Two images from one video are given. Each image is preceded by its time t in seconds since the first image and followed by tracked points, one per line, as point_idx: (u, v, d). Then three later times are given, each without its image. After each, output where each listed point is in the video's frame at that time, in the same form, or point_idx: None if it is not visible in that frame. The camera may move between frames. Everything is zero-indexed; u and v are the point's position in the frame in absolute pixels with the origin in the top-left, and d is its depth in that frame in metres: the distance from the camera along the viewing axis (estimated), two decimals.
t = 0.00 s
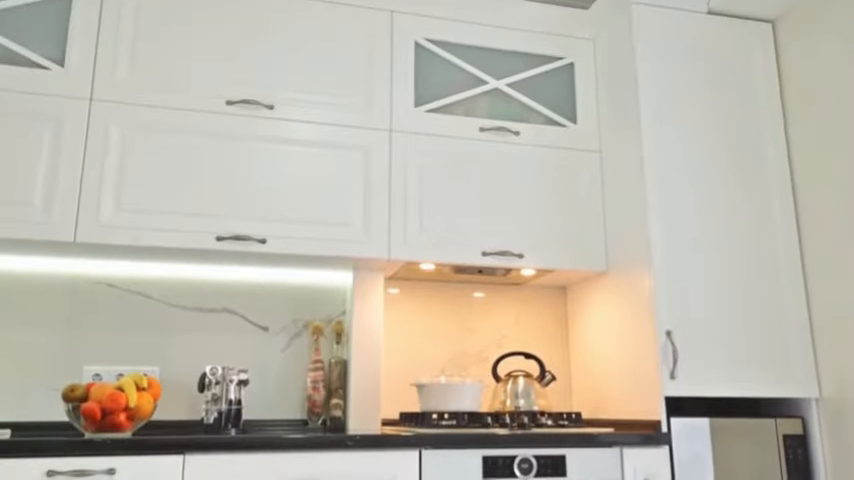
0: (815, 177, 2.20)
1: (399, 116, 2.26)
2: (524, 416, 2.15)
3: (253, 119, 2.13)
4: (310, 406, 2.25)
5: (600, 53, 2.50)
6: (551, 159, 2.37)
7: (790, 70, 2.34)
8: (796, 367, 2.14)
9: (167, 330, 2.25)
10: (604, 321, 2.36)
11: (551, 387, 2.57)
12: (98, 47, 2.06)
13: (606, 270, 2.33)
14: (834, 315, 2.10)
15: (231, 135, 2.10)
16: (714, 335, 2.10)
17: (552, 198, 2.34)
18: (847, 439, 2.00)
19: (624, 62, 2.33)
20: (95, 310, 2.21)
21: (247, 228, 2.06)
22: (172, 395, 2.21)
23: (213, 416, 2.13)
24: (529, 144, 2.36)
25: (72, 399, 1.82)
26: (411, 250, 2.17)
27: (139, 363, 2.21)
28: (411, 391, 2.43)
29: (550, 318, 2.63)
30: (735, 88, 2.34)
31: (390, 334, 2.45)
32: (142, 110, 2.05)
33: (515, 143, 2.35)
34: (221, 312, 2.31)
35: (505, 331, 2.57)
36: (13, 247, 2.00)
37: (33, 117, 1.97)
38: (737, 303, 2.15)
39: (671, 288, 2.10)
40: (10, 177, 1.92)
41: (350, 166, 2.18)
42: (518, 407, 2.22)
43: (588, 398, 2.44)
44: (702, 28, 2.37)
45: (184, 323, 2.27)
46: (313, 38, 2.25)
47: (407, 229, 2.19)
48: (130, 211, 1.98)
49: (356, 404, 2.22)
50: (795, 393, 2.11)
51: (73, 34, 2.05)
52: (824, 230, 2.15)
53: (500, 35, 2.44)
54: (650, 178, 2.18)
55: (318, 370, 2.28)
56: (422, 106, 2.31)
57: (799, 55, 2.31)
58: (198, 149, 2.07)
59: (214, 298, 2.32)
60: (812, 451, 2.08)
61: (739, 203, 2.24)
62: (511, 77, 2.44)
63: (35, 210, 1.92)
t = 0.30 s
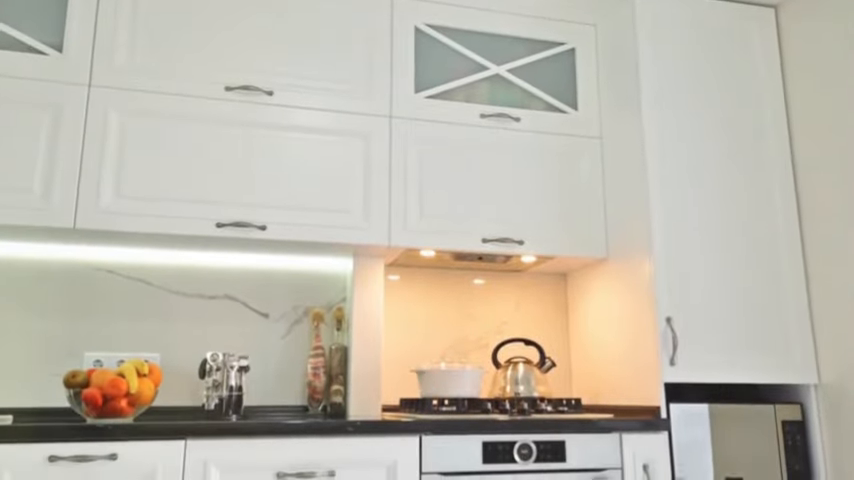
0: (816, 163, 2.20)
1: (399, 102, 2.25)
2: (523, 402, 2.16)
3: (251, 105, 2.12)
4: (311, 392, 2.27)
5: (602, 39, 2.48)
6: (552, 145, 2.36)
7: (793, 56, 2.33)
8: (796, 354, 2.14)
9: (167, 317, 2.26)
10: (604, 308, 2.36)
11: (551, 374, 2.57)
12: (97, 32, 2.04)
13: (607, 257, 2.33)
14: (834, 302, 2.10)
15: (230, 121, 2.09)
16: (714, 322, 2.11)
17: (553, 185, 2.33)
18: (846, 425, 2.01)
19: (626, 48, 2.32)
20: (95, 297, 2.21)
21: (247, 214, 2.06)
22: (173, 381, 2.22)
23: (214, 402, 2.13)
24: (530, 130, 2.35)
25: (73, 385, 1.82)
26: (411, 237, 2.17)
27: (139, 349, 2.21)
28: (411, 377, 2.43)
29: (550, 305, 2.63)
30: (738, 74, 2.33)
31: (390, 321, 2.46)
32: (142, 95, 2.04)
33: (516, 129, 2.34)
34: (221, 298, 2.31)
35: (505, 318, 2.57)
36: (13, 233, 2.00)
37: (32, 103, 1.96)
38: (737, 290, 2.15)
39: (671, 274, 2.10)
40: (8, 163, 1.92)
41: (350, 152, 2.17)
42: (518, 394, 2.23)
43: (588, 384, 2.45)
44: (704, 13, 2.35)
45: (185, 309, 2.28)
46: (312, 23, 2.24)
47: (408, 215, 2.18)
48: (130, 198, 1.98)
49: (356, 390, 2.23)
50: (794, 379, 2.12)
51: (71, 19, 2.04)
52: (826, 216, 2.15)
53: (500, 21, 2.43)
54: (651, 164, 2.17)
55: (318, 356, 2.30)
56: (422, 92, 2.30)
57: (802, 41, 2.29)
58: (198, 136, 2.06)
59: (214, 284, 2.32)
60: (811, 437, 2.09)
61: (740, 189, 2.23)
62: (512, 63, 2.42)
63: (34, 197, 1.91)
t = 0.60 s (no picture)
0: (817, 150, 2.19)
1: (399, 88, 2.24)
2: (523, 389, 2.17)
3: (251, 91, 2.11)
4: (312, 379, 2.28)
5: (604, 25, 2.47)
6: (552, 132, 2.35)
7: (796, 42, 2.32)
8: (795, 340, 2.15)
9: (168, 304, 2.26)
10: (604, 295, 2.36)
11: (551, 361, 2.58)
12: (95, 17, 2.03)
13: (607, 245, 2.33)
14: (834, 289, 2.10)
15: (229, 107, 2.09)
16: (714, 309, 2.11)
17: (554, 172, 2.33)
18: (843, 412, 2.02)
19: (627, 34, 2.30)
20: (96, 284, 2.21)
21: (247, 201, 2.05)
22: (174, 368, 2.22)
23: (215, 388, 2.14)
24: (530, 117, 2.34)
25: (74, 371, 1.82)
26: (412, 224, 2.17)
27: (140, 336, 2.22)
28: (411, 364, 2.44)
29: (551, 292, 2.63)
30: (740, 61, 2.32)
31: (390, 308, 2.46)
32: (141, 81, 2.03)
33: (516, 116, 2.33)
34: (221, 285, 2.32)
35: (505, 305, 2.58)
36: (13, 220, 2.00)
37: (30, 89, 1.95)
38: (737, 278, 2.15)
39: (672, 261, 2.10)
40: (7, 150, 1.91)
41: (350, 139, 2.17)
42: (518, 380, 2.24)
43: (588, 371, 2.46)
44: None
45: (185, 296, 2.28)
46: (312, 9, 2.22)
47: (408, 202, 2.18)
48: (129, 185, 1.97)
49: (357, 377, 2.24)
50: (793, 365, 2.12)
51: (69, 4, 2.02)
52: (827, 203, 2.14)
53: (501, 7, 2.41)
54: (652, 151, 2.16)
55: (319, 343, 2.30)
56: (423, 79, 2.29)
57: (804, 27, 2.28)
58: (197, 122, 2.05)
59: (215, 271, 2.32)
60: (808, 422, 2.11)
61: (741, 177, 2.23)
62: (513, 50, 2.41)
63: (34, 184, 1.91)
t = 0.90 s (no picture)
0: (819, 138, 2.18)
1: (399, 75, 2.22)
2: (523, 376, 2.17)
3: (250, 78, 2.10)
4: (312, 366, 2.28)
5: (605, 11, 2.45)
6: (553, 119, 2.34)
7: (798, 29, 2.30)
8: (795, 328, 2.15)
9: (168, 292, 2.26)
10: (604, 282, 2.36)
11: (551, 348, 2.59)
12: (93, 3, 2.01)
13: (607, 233, 2.33)
14: (835, 277, 2.09)
15: (229, 94, 2.08)
16: (714, 296, 2.11)
17: (554, 159, 2.32)
18: (842, 399, 2.03)
19: (628, 20, 2.29)
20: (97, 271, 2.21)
21: (247, 189, 2.05)
22: (175, 355, 2.23)
23: (216, 376, 2.15)
24: (531, 104, 2.33)
25: (75, 359, 1.83)
26: (412, 212, 2.17)
27: (141, 323, 2.22)
28: (411, 351, 2.44)
29: (551, 279, 2.63)
30: (741, 48, 2.31)
31: (390, 295, 2.46)
32: (140, 68, 2.02)
33: (517, 103, 2.32)
34: (222, 273, 2.32)
35: (505, 292, 2.58)
36: (13, 207, 2.00)
37: (29, 76, 1.94)
38: (737, 265, 2.15)
39: (672, 249, 2.10)
40: (6, 137, 1.90)
41: (350, 127, 2.16)
42: (518, 368, 2.24)
43: (588, 358, 2.46)
44: None
45: (185, 284, 2.28)
46: None
47: (408, 190, 2.17)
48: (129, 172, 1.97)
49: (357, 364, 2.24)
50: (793, 353, 2.12)
51: None
52: (828, 190, 2.14)
53: None
54: (653, 139, 2.16)
55: (319, 330, 2.30)
56: (423, 65, 2.27)
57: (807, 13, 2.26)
58: (197, 109, 2.05)
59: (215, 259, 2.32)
60: (807, 409, 2.12)
61: (741, 164, 2.22)
62: (514, 36, 2.40)
63: (34, 171, 1.90)
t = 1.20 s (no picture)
0: (820, 124, 2.17)
1: (400, 61, 2.21)
2: (523, 363, 2.18)
3: (249, 64, 2.09)
4: (312, 354, 2.29)
5: None
6: (554, 107, 2.34)
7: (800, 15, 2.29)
8: (795, 315, 2.15)
9: (169, 279, 2.26)
10: (604, 270, 2.36)
11: (551, 335, 2.59)
12: None
13: (607, 220, 2.33)
14: (835, 265, 2.09)
15: (228, 81, 2.07)
16: (714, 284, 2.11)
17: (554, 146, 2.32)
18: (842, 386, 2.03)
19: (630, 6, 2.27)
20: (97, 258, 2.21)
21: (247, 176, 2.05)
22: (175, 342, 2.23)
23: (217, 363, 2.16)
24: (532, 91, 2.32)
25: (76, 346, 1.83)
26: (412, 199, 2.16)
27: (141, 311, 2.22)
28: (412, 339, 2.45)
29: (551, 267, 2.63)
30: (743, 34, 2.30)
31: (390, 283, 2.47)
32: (138, 54, 2.01)
33: (518, 90, 2.31)
34: (222, 261, 2.32)
35: (505, 280, 2.58)
36: (12, 195, 2.00)
37: (27, 62, 1.93)
38: (737, 253, 2.15)
39: (672, 237, 2.10)
40: (5, 124, 1.90)
41: (350, 114, 2.15)
42: (518, 355, 2.25)
43: (588, 346, 2.47)
44: None
45: (185, 271, 2.28)
46: None
47: (408, 177, 2.17)
48: (129, 159, 1.96)
49: (357, 351, 2.25)
50: (793, 340, 2.13)
51: None
52: (829, 178, 2.13)
53: None
54: (654, 126, 2.15)
55: (319, 317, 2.31)
56: (423, 52, 2.26)
57: None
58: (196, 96, 2.04)
59: (215, 247, 2.32)
60: (806, 395, 2.13)
61: (743, 152, 2.21)
62: (515, 22, 2.38)
63: (32, 158, 1.90)
